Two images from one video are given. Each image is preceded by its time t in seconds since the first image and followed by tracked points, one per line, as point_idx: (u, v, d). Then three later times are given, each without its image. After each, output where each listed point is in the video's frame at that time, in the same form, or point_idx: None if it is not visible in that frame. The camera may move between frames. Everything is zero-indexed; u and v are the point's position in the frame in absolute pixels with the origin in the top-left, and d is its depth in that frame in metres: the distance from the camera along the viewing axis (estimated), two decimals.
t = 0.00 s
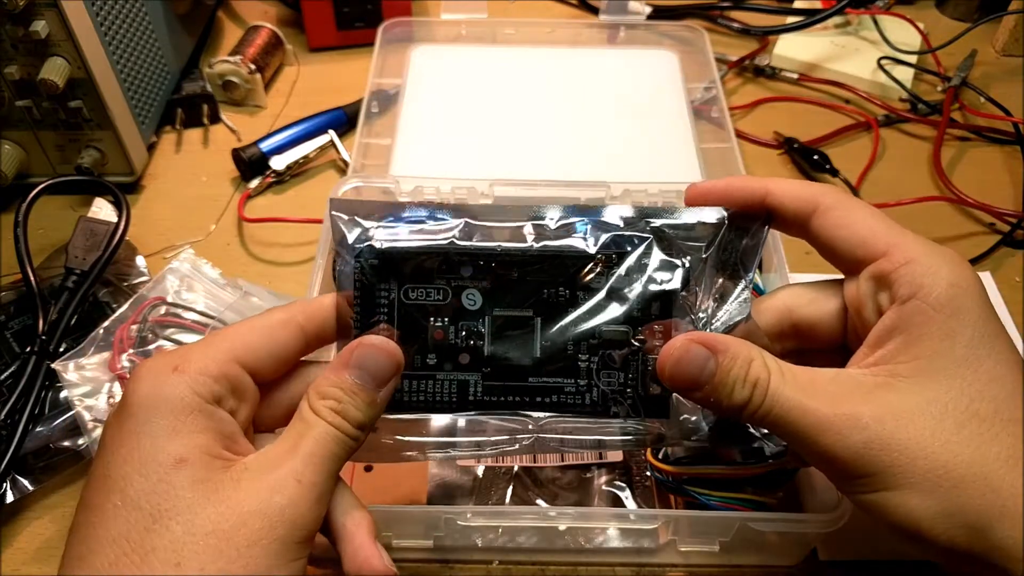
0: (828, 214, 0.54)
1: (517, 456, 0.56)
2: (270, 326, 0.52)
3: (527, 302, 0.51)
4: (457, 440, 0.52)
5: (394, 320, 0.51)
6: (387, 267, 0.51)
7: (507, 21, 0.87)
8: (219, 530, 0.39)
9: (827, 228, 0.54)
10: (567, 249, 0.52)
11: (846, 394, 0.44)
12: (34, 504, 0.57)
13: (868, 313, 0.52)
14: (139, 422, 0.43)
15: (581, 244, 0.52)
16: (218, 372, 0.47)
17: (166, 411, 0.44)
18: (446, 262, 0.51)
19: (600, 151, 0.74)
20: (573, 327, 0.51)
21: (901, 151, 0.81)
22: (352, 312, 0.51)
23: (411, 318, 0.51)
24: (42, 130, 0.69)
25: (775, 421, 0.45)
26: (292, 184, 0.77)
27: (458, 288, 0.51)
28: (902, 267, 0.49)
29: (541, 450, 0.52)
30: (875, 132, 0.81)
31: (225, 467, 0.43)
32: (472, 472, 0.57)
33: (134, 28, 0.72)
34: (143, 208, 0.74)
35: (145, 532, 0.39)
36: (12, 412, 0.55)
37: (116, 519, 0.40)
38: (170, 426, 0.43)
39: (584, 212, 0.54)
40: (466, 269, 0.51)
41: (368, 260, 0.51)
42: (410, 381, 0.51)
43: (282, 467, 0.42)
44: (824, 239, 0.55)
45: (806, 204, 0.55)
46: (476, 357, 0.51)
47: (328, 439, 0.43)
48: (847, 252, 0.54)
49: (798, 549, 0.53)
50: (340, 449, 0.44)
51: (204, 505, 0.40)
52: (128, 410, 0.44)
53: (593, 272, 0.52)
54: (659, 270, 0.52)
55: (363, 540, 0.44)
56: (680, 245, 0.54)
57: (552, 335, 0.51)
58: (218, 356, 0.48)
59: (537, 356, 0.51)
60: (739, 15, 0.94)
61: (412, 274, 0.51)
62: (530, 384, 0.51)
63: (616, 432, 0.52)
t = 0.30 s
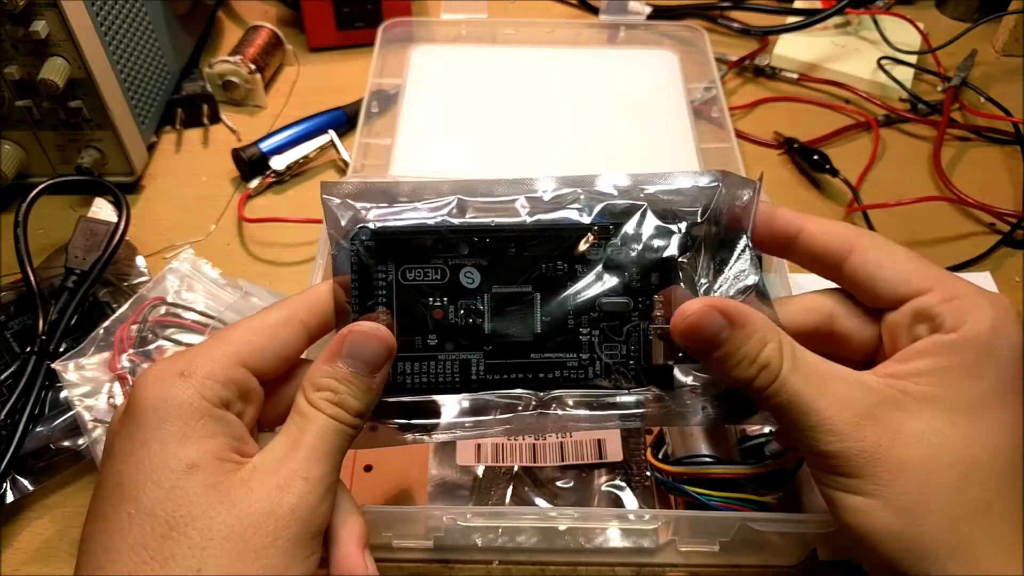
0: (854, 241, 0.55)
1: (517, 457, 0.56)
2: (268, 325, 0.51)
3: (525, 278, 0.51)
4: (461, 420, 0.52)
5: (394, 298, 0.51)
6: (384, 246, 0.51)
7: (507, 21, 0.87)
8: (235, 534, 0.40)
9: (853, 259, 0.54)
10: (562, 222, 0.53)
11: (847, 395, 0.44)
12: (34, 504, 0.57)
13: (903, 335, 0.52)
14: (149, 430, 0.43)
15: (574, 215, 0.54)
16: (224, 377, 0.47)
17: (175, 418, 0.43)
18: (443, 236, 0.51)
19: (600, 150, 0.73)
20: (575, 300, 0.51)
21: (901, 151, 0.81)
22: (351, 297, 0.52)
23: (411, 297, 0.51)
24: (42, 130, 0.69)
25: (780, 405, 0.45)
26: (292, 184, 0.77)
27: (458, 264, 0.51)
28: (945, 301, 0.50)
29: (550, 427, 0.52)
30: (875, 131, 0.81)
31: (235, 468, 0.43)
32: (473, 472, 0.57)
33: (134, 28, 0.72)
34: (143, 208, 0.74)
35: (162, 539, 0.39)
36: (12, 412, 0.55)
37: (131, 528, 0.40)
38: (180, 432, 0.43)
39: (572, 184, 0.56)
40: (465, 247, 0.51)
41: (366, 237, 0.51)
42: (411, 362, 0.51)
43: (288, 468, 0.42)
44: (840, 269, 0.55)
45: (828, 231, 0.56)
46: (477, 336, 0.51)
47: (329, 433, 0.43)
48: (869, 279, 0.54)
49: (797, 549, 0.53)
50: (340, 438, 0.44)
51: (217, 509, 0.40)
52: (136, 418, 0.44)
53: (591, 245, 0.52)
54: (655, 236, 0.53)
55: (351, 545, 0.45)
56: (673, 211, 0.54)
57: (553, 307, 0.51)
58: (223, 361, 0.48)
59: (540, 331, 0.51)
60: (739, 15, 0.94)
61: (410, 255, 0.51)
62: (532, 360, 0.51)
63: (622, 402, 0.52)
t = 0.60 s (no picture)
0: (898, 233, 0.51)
1: (517, 456, 0.56)
2: (267, 327, 0.51)
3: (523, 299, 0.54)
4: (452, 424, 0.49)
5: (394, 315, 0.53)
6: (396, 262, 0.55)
7: (507, 21, 0.87)
8: (235, 533, 0.40)
9: (902, 249, 0.50)
10: (558, 256, 0.56)
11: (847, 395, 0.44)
12: (34, 504, 0.57)
13: (903, 371, 0.51)
14: (147, 430, 0.43)
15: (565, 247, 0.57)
16: (223, 374, 0.47)
17: (171, 416, 0.43)
18: (447, 260, 0.55)
19: (600, 150, 0.73)
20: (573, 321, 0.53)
21: (901, 151, 0.81)
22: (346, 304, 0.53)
23: (414, 313, 0.53)
24: (43, 130, 0.69)
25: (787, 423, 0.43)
26: (292, 184, 0.77)
27: (461, 288, 0.54)
28: (955, 346, 0.47)
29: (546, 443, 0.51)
30: (875, 131, 0.81)
31: (231, 465, 0.43)
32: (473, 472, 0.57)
33: (134, 28, 0.72)
34: (142, 208, 0.74)
35: (162, 542, 0.40)
36: (12, 412, 0.55)
37: (133, 533, 0.40)
38: (175, 429, 0.43)
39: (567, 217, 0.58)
40: (465, 271, 0.55)
41: (378, 254, 0.55)
42: (405, 372, 0.51)
43: (285, 463, 0.42)
44: (882, 259, 0.51)
45: (878, 217, 0.51)
46: (477, 352, 0.52)
47: (326, 424, 0.43)
48: (901, 287, 0.50)
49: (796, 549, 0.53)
50: (339, 429, 0.44)
51: (215, 508, 0.40)
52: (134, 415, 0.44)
53: (587, 271, 0.55)
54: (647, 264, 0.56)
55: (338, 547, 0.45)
56: (666, 241, 0.57)
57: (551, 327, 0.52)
58: (219, 358, 0.48)
59: (538, 350, 0.52)
60: (739, 15, 0.94)
61: (416, 276, 0.54)
62: (528, 378, 0.51)
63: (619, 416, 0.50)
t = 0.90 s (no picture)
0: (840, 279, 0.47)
1: (517, 456, 0.56)
2: (264, 320, 0.51)
3: (521, 313, 0.53)
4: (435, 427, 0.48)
5: (388, 334, 0.52)
6: (395, 277, 0.55)
7: (507, 21, 0.87)
8: (225, 524, 0.39)
9: (804, 313, 0.47)
10: (556, 275, 0.56)
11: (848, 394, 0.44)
12: (34, 504, 0.57)
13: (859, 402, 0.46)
14: (144, 422, 0.43)
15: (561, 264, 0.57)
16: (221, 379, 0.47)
17: (164, 409, 0.43)
18: (447, 276, 0.55)
19: (602, 150, 0.74)
20: (566, 341, 0.52)
21: (901, 151, 0.81)
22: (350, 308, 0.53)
23: (410, 330, 0.52)
24: (42, 130, 0.69)
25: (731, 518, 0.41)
26: (292, 184, 0.77)
27: (456, 305, 0.54)
28: (891, 395, 0.43)
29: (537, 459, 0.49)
30: (875, 132, 0.81)
31: (221, 457, 0.42)
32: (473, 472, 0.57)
33: (134, 28, 0.72)
34: (142, 208, 0.74)
35: (155, 536, 0.40)
36: (12, 412, 0.55)
37: (127, 525, 0.40)
38: (168, 421, 0.43)
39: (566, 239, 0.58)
40: (463, 287, 0.55)
41: (375, 271, 0.55)
42: (397, 387, 0.50)
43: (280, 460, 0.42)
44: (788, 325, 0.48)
45: (770, 286, 0.48)
46: (469, 365, 0.51)
47: (321, 418, 0.43)
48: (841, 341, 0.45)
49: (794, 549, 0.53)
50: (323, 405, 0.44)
51: (204, 501, 0.40)
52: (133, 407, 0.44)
53: (583, 288, 0.55)
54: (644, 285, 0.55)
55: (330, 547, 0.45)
56: (665, 264, 0.57)
57: (545, 346, 0.52)
58: (216, 351, 0.48)
59: (531, 366, 0.51)
60: (740, 15, 0.94)
61: (417, 288, 0.54)
62: (521, 396, 0.50)
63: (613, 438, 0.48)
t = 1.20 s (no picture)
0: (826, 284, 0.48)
1: (517, 456, 0.57)
2: (264, 321, 0.51)
3: (520, 309, 0.54)
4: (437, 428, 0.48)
5: (389, 330, 0.52)
6: (396, 272, 0.55)
7: (507, 21, 0.87)
8: (227, 525, 0.39)
9: (797, 315, 0.46)
10: (556, 274, 0.56)
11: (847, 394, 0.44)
12: (34, 504, 0.57)
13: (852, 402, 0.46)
14: (143, 426, 0.43)
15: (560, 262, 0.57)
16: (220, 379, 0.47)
17: (163, 413, 0.43)
18: (447, 273, 0.55)
19: (602, 150, 0.74)
20: (564, 339, 0.52)
21: (901, 151, 0.81)
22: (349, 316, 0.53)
23: (409, 325, 0.53)
24: (42, 130, 0.69)
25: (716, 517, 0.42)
26: (292, 184, 0.77)
27: (457, 302, 0.54)
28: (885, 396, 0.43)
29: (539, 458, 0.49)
30: (875, 132, 0.81)
31: (223, 459, 0.42)
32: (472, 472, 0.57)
33: (134, 29, 0.72)
34: (142, 209, 0.74)
35: (158, 538, 0.40)
36: (12, 412, 0.55)
37: (128, 528, 0.40)
38: (168, 425, 0.43)
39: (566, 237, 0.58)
40: (463, 282, 0.55)
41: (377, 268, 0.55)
42: (395, 382, 0.50)
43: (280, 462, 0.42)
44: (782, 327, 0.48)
45: (767, 288, 0.48)
46: (468, 361, 0.51)
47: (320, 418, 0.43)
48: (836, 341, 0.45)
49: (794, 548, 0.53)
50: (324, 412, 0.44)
51: (206, 503, 0.40)
52: (131, 412, 0.44)
53: (582, 287, 0.55)
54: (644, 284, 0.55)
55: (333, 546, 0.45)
56: (664, 265, 0.57)
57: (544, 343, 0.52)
58: (214, 354, 0.48)
59: (529, 363, 0.51)
60: (740, 15, 0.94)
61: (417, 283, 0.55)
62: (519, 391, 0.50)
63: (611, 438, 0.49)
